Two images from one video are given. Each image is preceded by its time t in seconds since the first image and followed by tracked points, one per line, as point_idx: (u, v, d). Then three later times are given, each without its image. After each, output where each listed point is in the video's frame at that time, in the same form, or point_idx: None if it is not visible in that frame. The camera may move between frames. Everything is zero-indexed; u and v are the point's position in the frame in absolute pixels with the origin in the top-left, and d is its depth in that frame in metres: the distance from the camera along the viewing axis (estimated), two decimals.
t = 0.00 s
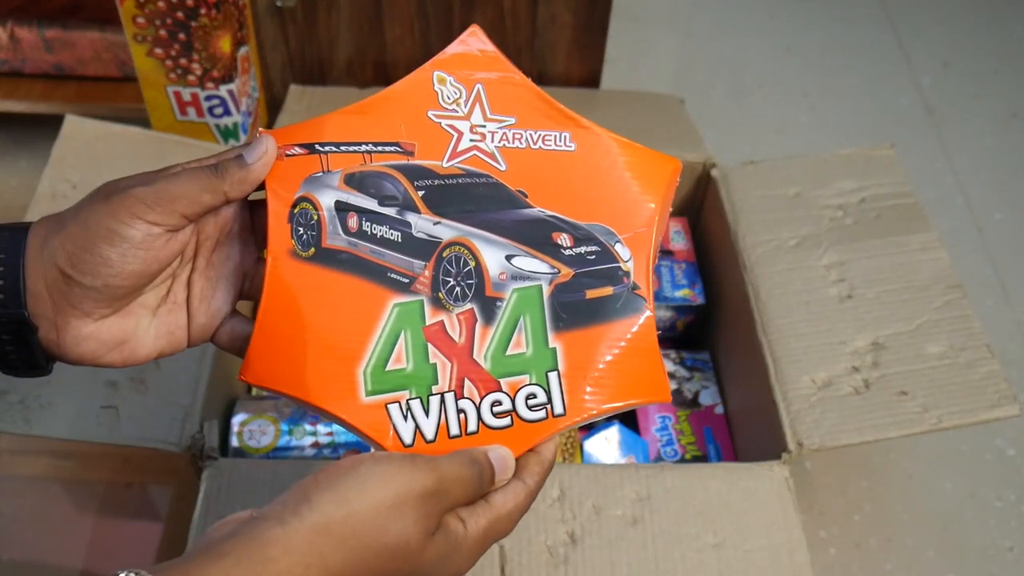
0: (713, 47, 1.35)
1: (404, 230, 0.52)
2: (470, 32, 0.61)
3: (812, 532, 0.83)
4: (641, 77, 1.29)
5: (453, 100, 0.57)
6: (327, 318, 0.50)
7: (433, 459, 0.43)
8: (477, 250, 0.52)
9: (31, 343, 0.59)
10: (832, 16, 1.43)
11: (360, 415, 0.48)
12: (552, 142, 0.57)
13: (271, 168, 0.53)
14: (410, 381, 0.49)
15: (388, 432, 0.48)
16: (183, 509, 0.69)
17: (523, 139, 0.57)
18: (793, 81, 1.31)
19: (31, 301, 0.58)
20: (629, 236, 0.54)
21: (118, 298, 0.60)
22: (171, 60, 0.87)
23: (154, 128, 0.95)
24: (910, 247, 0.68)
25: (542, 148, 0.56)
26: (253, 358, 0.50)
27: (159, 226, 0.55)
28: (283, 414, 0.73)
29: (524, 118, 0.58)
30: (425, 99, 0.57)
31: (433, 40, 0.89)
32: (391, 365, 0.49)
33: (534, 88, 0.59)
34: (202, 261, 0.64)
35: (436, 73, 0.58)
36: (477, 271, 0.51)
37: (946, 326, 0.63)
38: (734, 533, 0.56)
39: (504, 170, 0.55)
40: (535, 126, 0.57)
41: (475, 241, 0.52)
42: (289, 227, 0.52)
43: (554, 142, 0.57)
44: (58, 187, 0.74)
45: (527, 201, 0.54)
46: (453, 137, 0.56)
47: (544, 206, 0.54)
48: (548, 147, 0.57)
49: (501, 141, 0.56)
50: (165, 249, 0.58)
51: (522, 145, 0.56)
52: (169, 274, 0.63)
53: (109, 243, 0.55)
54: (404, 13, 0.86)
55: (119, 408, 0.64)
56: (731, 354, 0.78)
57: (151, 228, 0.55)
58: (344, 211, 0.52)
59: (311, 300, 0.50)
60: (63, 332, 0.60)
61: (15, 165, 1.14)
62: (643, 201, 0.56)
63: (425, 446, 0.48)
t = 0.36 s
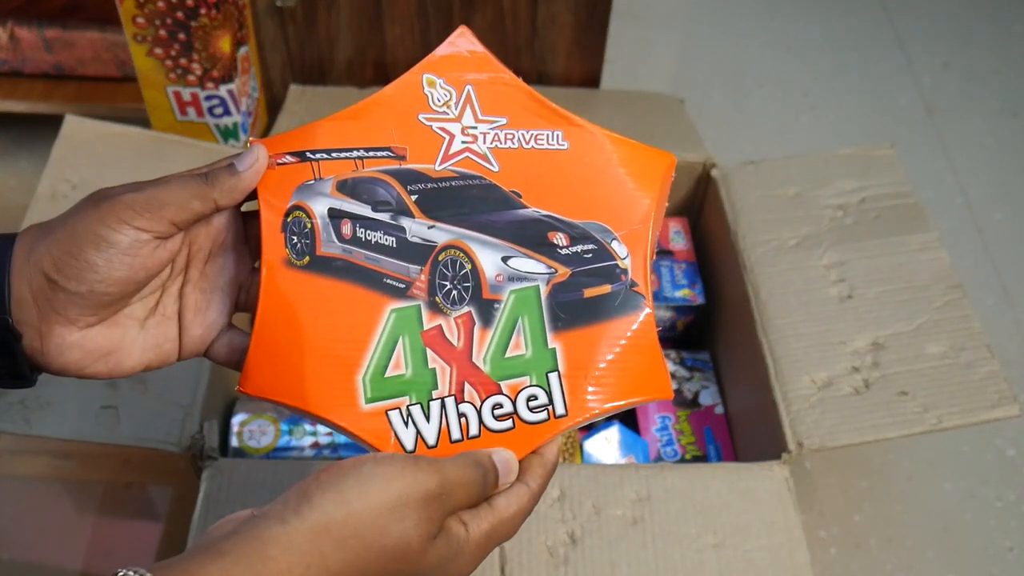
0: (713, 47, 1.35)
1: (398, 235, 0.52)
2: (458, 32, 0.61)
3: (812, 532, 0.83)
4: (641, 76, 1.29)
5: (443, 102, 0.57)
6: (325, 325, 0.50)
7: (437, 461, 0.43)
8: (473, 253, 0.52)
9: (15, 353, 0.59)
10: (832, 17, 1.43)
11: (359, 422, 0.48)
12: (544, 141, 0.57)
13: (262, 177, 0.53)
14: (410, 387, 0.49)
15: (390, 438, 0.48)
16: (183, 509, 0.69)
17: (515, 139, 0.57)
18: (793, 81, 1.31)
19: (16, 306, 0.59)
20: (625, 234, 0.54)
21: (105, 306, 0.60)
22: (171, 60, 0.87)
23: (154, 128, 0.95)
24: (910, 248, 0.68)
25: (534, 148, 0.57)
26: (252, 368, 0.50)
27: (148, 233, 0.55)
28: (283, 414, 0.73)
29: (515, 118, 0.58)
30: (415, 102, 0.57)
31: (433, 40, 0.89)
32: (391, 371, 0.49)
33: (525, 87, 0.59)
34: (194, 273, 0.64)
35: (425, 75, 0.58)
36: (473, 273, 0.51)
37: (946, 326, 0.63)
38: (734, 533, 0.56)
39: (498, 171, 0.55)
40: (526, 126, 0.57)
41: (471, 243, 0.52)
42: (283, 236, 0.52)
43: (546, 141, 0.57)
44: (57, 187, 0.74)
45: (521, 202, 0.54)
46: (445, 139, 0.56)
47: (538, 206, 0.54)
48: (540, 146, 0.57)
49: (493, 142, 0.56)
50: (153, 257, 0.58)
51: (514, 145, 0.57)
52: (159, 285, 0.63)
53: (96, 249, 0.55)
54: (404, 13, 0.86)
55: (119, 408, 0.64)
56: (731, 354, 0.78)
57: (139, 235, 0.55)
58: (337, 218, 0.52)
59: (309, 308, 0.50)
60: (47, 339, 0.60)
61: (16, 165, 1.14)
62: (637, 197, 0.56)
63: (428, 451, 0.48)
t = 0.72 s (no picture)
0: (713, 47, 1.35)
1: (408, 232, 0.52)
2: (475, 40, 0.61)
3: (812, 532, 0.83)
4: (641, 76, 1.29)
5: (458, 104, 0.58)
6: (331, 318, 0.50)
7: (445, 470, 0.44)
8: (482, 252, 0.52)
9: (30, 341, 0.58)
10: (832, 17, 1.43)
11: (361, 416, 0.48)
12: (556, 145, 0.57)
13: (278, 172, 0.54)
14: (412, 382, 0.49)
15: (391, 434, 0.48)
16: (183, 509, 0.69)
17: (527, 142, 0.57)
18: (793, 81, 1.31)
19: (31, 297, 0.58)
20: (634, 237, 0.54)
21: (120, 296, 0.60)
22: (171, 60, 0.87)
23: (154, 128, 0.95)
24: (910, 248, 0.68)
25: (546, 151, 0.57)
26: (257, 359, 0.50)
27: (164, 223, 0.56)
28: (283, 414, 0.73)
29: (528, 122, 0.58)
30: (429, 104, 0.57)
31: (433, 41, 0.89)
32: (395, 365, 0.49)
33: (539, 93, 0.59)
34: (206, 267, 0.64)
35: (441, 79, 0.59)
36: (482, 271, 0.51)
37: (946, 326, 0.63)
38: (734, 533, 0.56)
39: (509, 172, 0.55)
40: (538, 130, 0.58)
41: (481, 242, 0.52)
42: (295, 228, 0.52)
43: (558, 145, 0.57)
44: (58, 187, 0.74)
45: (532, 203, 0.54)
46: (458, 141, 0.56)
47: (548, 208, 0.54)
48: (552, 149, 0.57)
49: (505, 144, 0.57)
50: (168, 248, 0.58)
51: (526, 148, 0.57)
52: (173, 278, 0.63)
53: (114, 239, 0.55)
54: (404, 13, 0.86)
55: (119, 408, 0.64)
56: (731, 354, 0.78)
57: (156, 225, 0.56)
58: (349, 213, 0.52)
59: (315, 301, 0.50)
60: (63, 329, 0.60)
61: (15, 165, 1.14)
62: (647, 202, 0.56)
63: (429, 446, 0.48)
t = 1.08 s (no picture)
0: (713, 47, 1.35)
1: (404, 211, 0.51)
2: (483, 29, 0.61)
3: (812, 532, 0.83)
4: (641, 76, 1.29)
5: (461, 90, 0.57)
6: (321, 291, 0.49)
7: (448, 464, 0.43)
8: (476, 235, 0.51)
9: (35, 310, 0.59)
10: (832, 16, 1.43)
11: (345, 388, 0.47)
12: (556, 135, 0.56)
13: (278, 144, 0.54)
14: (399, 359, 0.48)
15: (375, 408, 0.47)
16: (183, 509, 0.69)
17: (527, 130, 0.56)
18: (793, 81, 1.31)
19: (35, 263, 0.59)
20: (629, 230, 0.53)
21: (121, 265, 0.61)
22: (171, 60, 0.87)
23: (153, 127, 0.95)
24: (910, 248, 0.68)
25: (546, 140, 0.56)
26: (245, 329, 0.49)
27: (166, 193, 0.58)
28: (283, 414, 0.74)
29: (530, 111, 0.57)
30: (433, 88, 0.57)
31: (433, 41, 0.89)
32: (382, 342, 0.49)
33: (544, 84, 0.59)
34: (206, 239, 0.64)
35: (446, 64, 0.58)
36: (475, 254, 0.51)
37: (946, 326, 0.63)
38: (734, 533, 0.56)
39: (508, 158, 0.54)
40: (540, 118, 0.57)
41: (475, 225, 0.51)
42: (292, 201, 0.51)
43: (558, 135, 0.56)
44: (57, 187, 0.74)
45: (528, 189, 0.53)
46: (459, 125, 0.56)
47: (544, 194, 0.53)
48: (552, 138, 0.56)
49: (505, 131, 0.56)
50: (170, 218, 0.59)
51: (526, 135, 0.56)
52: (174, 247, 0.64)
53: (117, 205, 0.57)
54: (404, 13, 0.86)
55: (119, 408, 0.64)
56: (730, 355, 0.78)
57: (157, 195, 0.57)
58: (347, 189, 0.52)
59: (304, 274, 0.50)
60: (64, 295, 0.61)
61: (15, 165, 1.14)
62: (644, 197, 0.54)
63: (411, 425, 0.47)
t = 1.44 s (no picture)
0: (713, 48, 1.35)
1: (403, 210, 0.51)
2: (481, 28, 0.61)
3: (812, 532, 0.83)
4: (641, 76, 1.29)
5: (459, 89, 0.57)
6: (320, 288, 0.49)
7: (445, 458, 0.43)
8: (474, 234, 0.51)
9: (35, 310, 0.59)
10: (832, 16, 1.43)
11: (345, 386, 0.47)
12: (554, 134, 0.56)
13: (277, 143, 0.54)
14: (398, 356, 0.48)
15: (373, 406, 0.47)
16: (183, 509, 0.69)
17: (525, 130, 0.56)
18: (793, 82, 1.31)
19: (35, 264, 0.59)
20: (627, 229, 0.53)
21: (120, 265, 0.61)
22: (171, 60, 0.87)
23: (153, 128, 0.95)
24: (910, 248, 0.68)
25: (544, 139, 0.56)
26: (245, 326, 0.49)
27: (164, 193, 0.58)
28: (283, 414, 0.74)
29: (528, 110, 0.57)
30: (431, 87, 0.57)
31: (433, 41, 0.89)
32: (381, 341, 0.48)
33: (541, 84, 0.59)
34: (206, 240, 0.64)
35: (443, 64, 0.58)
36: (473, 253, 0.50)
37: (947, 326, 0.63)
38: (734, 533, 0.56)
39: (506, 158, 0.54)
40: (538, 118, 0.57)
41: (473, 224, 0.51)
42: (290, 200, 0.51)
43: (556, 134, 0.56)
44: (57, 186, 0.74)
45: (526, 188, 0.53)
46: (457, 124, 0.56)
47: (542, 194, 0.53)
48: (550, 138, 0.56)
49: (504, 130, 0.56)
50: (169, 218, 0.59)
51: (525, 135, 0.56)
52: (173, 248, 0.64)
53: (116, 204, 0.57)
54: (404, 13, 0.86)
55: (119, 408, 0.64)
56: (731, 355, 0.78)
57: (156, 195, 0.57)
58: (345, 188, 0.52)
59: (303, 271, 0.50)
60: (65, 296, 0.61)
61: (15, 165, 1.14)
62: (642, 196, 0.54)
63: (410, 423, 0.47)
